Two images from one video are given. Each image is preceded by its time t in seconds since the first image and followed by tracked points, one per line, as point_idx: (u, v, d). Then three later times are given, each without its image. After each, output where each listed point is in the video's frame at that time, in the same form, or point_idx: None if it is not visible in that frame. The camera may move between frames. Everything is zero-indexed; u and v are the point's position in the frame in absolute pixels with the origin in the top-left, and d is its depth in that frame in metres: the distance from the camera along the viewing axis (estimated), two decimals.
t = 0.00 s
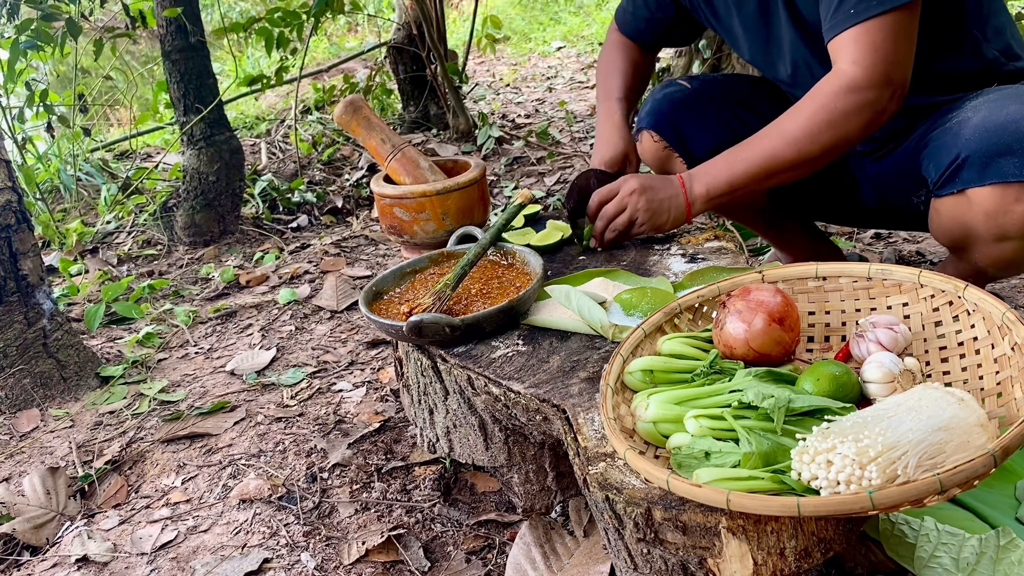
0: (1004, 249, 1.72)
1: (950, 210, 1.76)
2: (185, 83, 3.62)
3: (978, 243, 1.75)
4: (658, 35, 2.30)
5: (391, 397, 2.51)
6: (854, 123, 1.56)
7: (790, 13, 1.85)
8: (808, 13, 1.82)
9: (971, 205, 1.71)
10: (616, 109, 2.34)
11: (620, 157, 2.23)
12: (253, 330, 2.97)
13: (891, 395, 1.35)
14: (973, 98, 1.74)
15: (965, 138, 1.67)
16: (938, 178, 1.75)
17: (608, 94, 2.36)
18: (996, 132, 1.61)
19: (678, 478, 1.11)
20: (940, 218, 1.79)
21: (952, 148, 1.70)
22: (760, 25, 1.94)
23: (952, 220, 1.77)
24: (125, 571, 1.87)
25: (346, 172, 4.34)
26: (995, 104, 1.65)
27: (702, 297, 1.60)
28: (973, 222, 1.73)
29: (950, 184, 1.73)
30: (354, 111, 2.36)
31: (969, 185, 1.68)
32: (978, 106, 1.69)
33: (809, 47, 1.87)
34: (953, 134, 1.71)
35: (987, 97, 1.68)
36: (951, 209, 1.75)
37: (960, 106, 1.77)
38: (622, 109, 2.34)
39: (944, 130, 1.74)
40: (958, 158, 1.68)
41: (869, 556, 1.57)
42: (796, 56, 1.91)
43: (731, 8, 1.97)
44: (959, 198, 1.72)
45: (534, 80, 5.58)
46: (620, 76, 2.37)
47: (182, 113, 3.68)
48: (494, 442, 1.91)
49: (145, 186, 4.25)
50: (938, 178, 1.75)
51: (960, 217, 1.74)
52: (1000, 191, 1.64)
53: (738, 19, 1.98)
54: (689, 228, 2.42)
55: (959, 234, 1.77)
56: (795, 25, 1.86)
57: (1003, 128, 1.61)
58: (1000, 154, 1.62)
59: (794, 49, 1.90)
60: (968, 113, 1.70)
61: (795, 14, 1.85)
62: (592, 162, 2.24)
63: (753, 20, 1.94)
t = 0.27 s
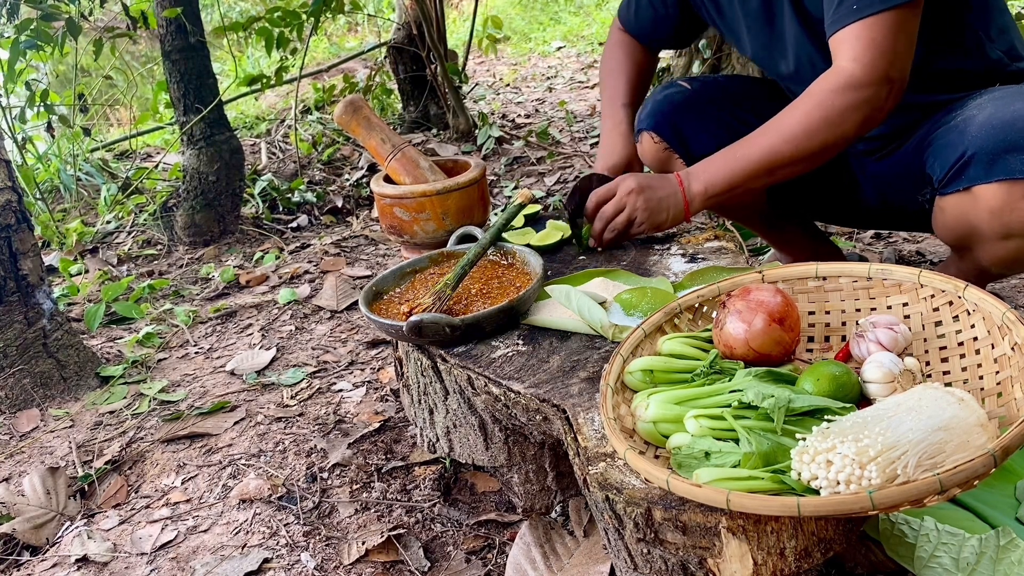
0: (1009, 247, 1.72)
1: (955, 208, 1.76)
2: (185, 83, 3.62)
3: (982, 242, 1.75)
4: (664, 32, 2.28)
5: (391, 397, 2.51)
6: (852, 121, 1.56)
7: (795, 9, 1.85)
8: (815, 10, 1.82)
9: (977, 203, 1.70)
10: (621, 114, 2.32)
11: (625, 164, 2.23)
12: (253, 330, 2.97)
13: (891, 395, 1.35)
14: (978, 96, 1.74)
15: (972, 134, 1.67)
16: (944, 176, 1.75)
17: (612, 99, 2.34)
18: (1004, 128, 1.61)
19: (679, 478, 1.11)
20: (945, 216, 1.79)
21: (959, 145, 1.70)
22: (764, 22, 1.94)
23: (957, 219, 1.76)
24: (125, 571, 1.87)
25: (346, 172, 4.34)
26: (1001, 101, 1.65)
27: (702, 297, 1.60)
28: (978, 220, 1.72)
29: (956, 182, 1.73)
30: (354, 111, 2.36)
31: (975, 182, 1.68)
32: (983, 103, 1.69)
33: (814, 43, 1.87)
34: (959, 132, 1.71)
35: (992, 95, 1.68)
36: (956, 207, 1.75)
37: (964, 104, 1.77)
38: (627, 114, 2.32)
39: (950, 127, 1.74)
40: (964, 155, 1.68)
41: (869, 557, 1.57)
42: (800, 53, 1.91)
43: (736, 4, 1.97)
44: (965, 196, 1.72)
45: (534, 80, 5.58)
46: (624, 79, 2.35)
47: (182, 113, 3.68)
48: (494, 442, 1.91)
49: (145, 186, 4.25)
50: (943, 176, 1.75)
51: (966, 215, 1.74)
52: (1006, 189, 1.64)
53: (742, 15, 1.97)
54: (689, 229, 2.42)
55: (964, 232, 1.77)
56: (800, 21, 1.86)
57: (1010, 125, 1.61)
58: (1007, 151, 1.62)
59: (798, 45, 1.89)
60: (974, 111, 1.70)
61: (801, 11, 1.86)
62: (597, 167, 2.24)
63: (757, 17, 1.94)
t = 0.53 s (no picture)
0: (989, 248, 1.72)
1: (937, 208, 1.76)
2: (185, 83, 3.62)
3: (965, 242, 1.75)
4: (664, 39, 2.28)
5: (391, 397, 2.50)
6: (853, 120, 1.56)
7: (798, 8, 1.85)
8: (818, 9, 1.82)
9: (956, 203, 1.70)
10: (624, 123, 2.32)
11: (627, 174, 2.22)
12: (253, 330, 2.97)
13: (891, 395, 1.35)
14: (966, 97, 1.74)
15: (951, 134, 1.67)
16: (925, 175, 1.75)
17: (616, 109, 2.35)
18: (981, 129, 1.62)
19: (679, 478, 1.11)
20: (929, 216, 1.79)
21: (938, 144, 1.71)
22: (767, 20, 1.95)
23: (940, 218, 1.77)
24: (125, 571, 1.87)
25: (346, 172, 4.34)
26: (984, 102, 1.65)
27: (702, 297, 1.60)
28: (958, 220, 1.72)
29: (937, 181, 1.73)
30: (354, 111, 2.36)
31: (953, 182, 1.68)
32: (965, 104, 1.69)
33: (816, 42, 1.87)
34: (940, 132, 1.71)
35: (977, 95, 1.69)
36: (937, 207, 1.76)
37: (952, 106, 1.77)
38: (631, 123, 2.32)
39: (935, 127, 1.75)
40: (944, 155, 1.69)
41: (869, 556, 1.57)
42: (801, 52, 1.91)
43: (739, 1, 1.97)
44: (945, 196, 1.72)
45: (534, 80, 5.58)
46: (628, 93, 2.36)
47: (182, 113, 3.68)
48: (494, 442, 1.91)
49: (145, 186, 4.25)
50: (925, 176, 1.76)
51: (947, 215, 1.74)
52: (983, 188, 1.64)
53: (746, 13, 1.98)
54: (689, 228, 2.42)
55: (948, 232, 1.77)
56: (803, 19, 1.86)
57: (987, 125, 1.61)
58: (984, 151, 1.62)
59: (799, 44, 1.89)
60: (956, 111, 1.70)
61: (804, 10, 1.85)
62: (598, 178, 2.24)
63: (760, 14, 1.95)
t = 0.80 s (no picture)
0: (1015, 235, 1.72)
1: (963, 195, 1.75)
2: (185, 83, 3.62)
3: (989, 230, 1.75)
4: (668, 24, 2.31)
5: (391, 397, 2.50)
6: (849, 123, 1.56)
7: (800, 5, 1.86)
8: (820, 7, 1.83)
9: (985, 187, 1.70)
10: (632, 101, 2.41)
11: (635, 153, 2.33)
12: (253, 330, 2.97)
13: (891, 395, 1.35)
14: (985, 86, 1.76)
15: (982, 118, 1.67)
16: (952, 162, 1.74)
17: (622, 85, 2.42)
18: (1015, 111, 1.62)
19: (678, 478, 1.11)
20: (953, 204, 1.79)
21: (967, 129, 1.70)
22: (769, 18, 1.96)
23: (965, 206, 1.76)
24: (125, 571, 1.87)
25: (346, 172, 4.34)
26: (1010, 88, 1.66)
27: (702, 297, 1.60)
28: (987, 206, 1.72)
29: (964, 168, 1.72)
30: (354, 110, 2.37)
31: (984, 166, 1.68)
32: (992, 90, 1.70)
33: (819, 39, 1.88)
34: (968, 117, 1.71)
35: (1001, 83, 1.70)
36: (964, 193, 1.75)
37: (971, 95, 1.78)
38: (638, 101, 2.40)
39: (959, 114, 1.74)
40: (974, 139, 1.68)
41: (869, 556, 1.57)
42: (805, 52, 1.93)
43: None
44: (973, 181, 1.71)
45: (534, 80, 5.57)
46: (633, 65, 2.40)
47: (182, 113, 3.68)
48: (494, 442, 1.91)
49: (145, 186, 4.25)
50: (951, 163, 1.75)
51: (974, 202, 1.74)
52: (1015, 171, 1.64)
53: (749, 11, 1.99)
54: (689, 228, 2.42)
55: (973, 220, 1.77)
56: (805, 17, 1.87)
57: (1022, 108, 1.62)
58: (1017, 133, 1.62)
59: (802, 42, 1.91)
60: (981, 97, 1.71)
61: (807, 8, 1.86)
62: (607, 156, 2.36)
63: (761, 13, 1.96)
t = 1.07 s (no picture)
0: (998, 242, 1.72)
1: (945, 203, 1.76)
2: (185, 83, 3.62)
3: (973, 236, 1.75)
4: (680, 28, 2.31)
5: (391, 397, 2.50)
6: (845, 114, 1.56)
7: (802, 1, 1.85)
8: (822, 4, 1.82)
9: (966, 196, 1.70)
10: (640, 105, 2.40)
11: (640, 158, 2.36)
12: (253, 330, 2.97)
13: (891, 395, 1.35)
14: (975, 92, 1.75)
15: (961, 127, 1.68)
16: (934, 169, 1.75)
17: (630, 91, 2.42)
18: (992, 120, 1.62)
19: (679, 478, 1.11)
20: (936, 210, 1.80)
21: (949, 137, 1.71)
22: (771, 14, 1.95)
23: (948, 212, 1.77)
24: (125, 571, 1.87)
25: (346, 172, 4.34)
26: (993, 96, 1.65)
27: (702, 297, 1.60)
28: (968, 213, 1.72)
29: (946, 174, 1.73)
30: (354, 111, 2.37)
31: (964, 174, 1.68)
32: (976, 98, 1.69)
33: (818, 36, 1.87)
34: (950, 125, 1.71)
35: (988, 89, 1.69)
36: (947, 201, 1.76)
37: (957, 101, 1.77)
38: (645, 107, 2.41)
39: (943, 121, 1.75)
40: (954, 147, 1.69)
41: (869, 556, 1.57)
42: (805, 49, 1.91)
43: None
44: (954, 189, 1.72)
45: (534, 79, 5.58)
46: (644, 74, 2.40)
47: (182, 113, 3.68)
48: (494, 442, 1.91)
49: (145, 186, 4.25)
50: (934, 169, 1.76)
51: (956, 210, 1.75)
52: (992, 180, 1.64)
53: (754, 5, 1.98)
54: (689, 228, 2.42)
55: (955, 227, 1.77)
56: (807, 14, 1.86)
57: (999, 117, 1.61)
58: (995, 142, 1.62)
59: (802, 37, 1.89)
60: (966, 105, 1.71)
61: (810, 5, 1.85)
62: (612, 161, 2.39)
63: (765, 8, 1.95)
